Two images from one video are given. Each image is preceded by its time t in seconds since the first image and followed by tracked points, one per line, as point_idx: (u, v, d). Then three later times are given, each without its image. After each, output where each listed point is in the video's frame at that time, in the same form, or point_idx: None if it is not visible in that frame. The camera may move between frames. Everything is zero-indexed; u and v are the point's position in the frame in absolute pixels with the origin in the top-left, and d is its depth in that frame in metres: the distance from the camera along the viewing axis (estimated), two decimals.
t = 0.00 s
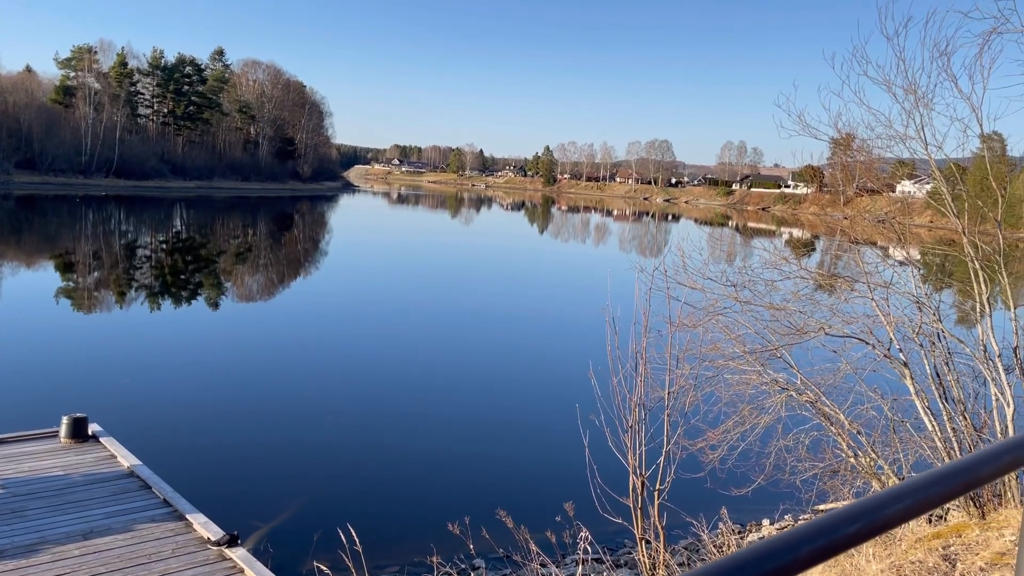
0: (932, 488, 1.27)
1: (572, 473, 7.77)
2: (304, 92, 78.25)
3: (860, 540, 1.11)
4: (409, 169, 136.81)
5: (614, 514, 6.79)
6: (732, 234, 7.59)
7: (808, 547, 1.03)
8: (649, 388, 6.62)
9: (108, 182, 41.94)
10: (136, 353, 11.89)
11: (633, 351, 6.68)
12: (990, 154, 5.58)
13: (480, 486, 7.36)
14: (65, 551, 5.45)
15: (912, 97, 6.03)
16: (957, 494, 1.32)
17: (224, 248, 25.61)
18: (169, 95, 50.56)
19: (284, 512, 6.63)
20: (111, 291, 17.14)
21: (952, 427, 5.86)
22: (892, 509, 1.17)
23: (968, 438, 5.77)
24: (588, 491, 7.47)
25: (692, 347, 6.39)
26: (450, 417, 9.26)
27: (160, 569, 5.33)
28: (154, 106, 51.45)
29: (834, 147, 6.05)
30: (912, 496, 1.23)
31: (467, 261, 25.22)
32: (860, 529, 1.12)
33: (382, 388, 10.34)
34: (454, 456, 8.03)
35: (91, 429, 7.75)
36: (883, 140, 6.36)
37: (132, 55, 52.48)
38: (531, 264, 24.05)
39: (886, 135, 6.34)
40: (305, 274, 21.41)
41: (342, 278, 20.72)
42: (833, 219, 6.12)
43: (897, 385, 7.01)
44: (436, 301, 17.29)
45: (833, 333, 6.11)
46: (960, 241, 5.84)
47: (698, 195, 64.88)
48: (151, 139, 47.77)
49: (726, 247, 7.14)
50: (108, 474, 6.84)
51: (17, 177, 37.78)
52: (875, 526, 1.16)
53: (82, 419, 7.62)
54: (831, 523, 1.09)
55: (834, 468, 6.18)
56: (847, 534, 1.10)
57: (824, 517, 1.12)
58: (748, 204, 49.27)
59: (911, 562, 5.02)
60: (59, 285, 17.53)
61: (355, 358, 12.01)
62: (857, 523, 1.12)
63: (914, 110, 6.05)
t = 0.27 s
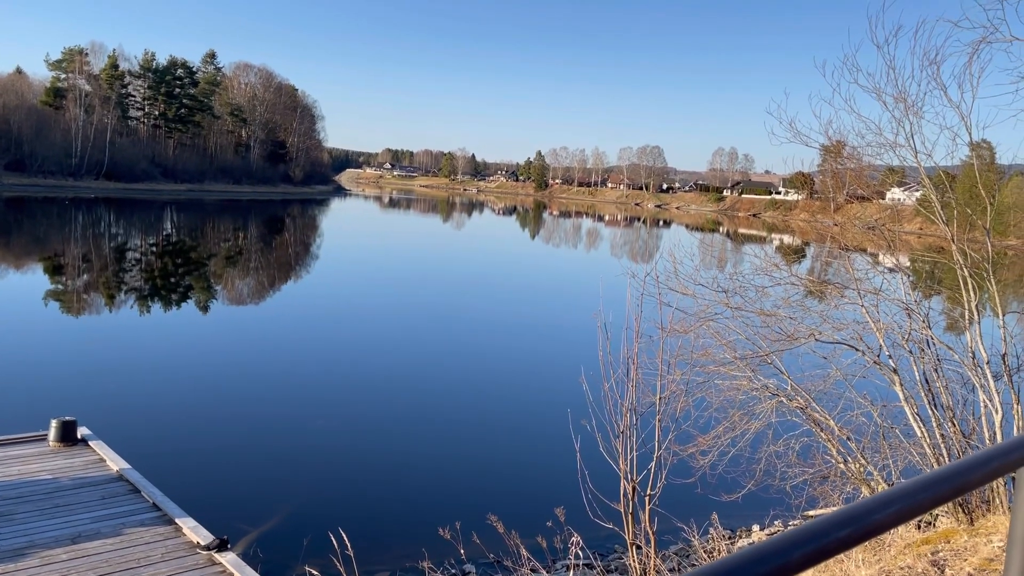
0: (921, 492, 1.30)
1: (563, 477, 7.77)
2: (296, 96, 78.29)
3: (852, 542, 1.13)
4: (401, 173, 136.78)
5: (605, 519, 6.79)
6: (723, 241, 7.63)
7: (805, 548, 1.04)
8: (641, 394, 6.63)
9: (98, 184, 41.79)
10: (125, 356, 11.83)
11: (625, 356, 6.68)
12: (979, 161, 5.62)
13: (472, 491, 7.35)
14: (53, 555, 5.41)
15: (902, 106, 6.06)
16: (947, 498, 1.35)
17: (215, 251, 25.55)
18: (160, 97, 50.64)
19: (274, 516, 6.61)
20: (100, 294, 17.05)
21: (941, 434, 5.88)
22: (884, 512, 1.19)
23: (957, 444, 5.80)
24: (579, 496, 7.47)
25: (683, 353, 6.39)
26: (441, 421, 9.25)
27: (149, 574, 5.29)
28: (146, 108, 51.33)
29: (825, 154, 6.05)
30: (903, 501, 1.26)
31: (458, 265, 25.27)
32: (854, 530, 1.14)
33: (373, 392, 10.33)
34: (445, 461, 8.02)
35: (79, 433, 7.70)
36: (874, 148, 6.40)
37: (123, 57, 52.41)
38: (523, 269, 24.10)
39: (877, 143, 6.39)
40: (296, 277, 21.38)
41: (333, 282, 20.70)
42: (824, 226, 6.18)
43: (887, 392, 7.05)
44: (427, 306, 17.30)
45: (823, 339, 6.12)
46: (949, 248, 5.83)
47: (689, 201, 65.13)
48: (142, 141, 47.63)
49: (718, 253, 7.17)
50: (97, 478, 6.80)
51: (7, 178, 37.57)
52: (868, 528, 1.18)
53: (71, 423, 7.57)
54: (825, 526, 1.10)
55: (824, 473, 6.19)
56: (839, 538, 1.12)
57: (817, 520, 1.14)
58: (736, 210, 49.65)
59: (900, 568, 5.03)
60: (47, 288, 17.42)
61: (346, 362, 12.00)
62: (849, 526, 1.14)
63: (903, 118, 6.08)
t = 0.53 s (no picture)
0: (957, 480, 1.24)
1: (553, 483, 7.76)
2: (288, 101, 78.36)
3: (888, 532, 1.07)
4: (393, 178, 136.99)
5: (595, 525, 6.77)
6: (713, 248, 7.64)
7: (839, 537, 0.98)
8: (631, 399, 6.62)
9: (88, 186, 41.64)
10: (113, 360, 11.76)
11: (615, 362, 6.68)
12: (967, 170, 5.64)
13: (462, 496, 7.33)
14: (39, 560, 5.36)
15: (891, 114, 6.09)
16: (982, 484, 1.29)
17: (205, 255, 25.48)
18: (151, 100, 50.34)
19: (263, 521, 6.57)
20: (89, 297, 16.96)
21: (929, 440, 5.91)
22: (922, 499, 1.13)
23: (945, 451, 5.83)
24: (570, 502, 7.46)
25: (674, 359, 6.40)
26: (431, 427, 9.23)
27: None
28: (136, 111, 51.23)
29: (815, 162, 6.11)
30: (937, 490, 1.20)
31: (448, 270, 25.32)
32: (892, 518, 1.08)
33: (362, 397, 10.30)
34: (435, 466, 8.00)
35: (67, 437, 7.65)
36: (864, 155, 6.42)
37: (113, 60, 52.38)
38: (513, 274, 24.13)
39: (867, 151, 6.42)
40: (286, 281, 21.35)
41: (323, 286, 20.69)
42: (814, 233, 6.17)
43: (876, 399, 7.08)
44: (417, 311, 17.31)
45: (813, 346, 6.14)
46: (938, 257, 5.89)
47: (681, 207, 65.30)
48: (132, 144, 47.41)
49: (708, 260, 7.16)
50: (84, 483, 6.74)
51: None
52: (904, 516, 1.11)
53: (58, 426, 7.52)
54: (858, 516, 1.04)
55: (813, 480, 6.21)
56: (875, 528, 1.06)
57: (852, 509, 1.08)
58: (723, 218, 49.98)
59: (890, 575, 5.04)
60: (35, 291, 17.32)
61: (335, 367, 11.97)
62: (888, 514, 1.08)
63: (893, 127, 6.11)
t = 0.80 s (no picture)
0: (947, 494, 1.32)
1: (541, 490, 7.74)
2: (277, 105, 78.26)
3: (880, 548, 1.16)
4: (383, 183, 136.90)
5: (583, 532, 6.76)
6: (701, 254, 7.63)
7: (835, 554, 1.07)
8: (620, 406, 6.61)
9: (74, 189, 41.39)
10: (96, 364, 11.67)
11: (603, 369, 6.67)
12: (953, 178, 5.72)
13: (449, 503, 7.29)
14: (20, 567, 5.29)
15: (879, 123, 6.11)
16: (972, 499, 1.38)
17: (191, 258, 25.35)
18: (138, 103, 50.35)
19: (249, 528, 6.52)
20: (73, 301, 16.84)
21: (916, 448, 5.94)
22: (908, 518, 1.23)
23: (931, 459, 5.86)
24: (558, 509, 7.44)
25: (662, 366, 6.39)
26: (418, 432, 9.20)
27: None
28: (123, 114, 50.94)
29: (802, 169, 6.12)
30: (927, 506, 1.29)
31: (436, 275, 25.31)
32: (883, 535, 1.18)
33: (349, 403, 10.26)
34: (423, 472, 7.97)
35: (50, 442, 7.57)
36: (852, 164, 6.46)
37: (100, 63, 52.17)
38: (502, 280, 24.14)
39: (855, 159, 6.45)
40: (273, 285, 21.27)
41: (310, 291, 20.62)
42: (802, 240, 6.21)
43: (863, 406, 7.10)
44: (404, 315, 17.27)
45: (801, 353, 6.15)
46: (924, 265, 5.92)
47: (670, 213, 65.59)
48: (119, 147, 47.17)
49: (696, 267, 7.15)
50: (67, 489, 6.67)
51: None
52: (895, 533, 1.20)
53: (41, 431, 7.45)
54: (853, 534, 1.12)
55: (800, 487, 6.22)
56: (868, 544, 1.15)
57: (845, 527, 1.17)
58: (707, 225, 50.34)
59: None
60: (19, 294, 17.17)
61: (322, 372, 11.92)
62: (879, 532, 1.18)
63: (880, 135, 6.12)
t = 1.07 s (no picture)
0: (947, 510, 1.32)
1: (529, 496, 7.71)
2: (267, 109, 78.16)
3: (878, 566, 1.15)
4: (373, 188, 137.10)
5: (570, 540, 6.73)
6: (689, 261, 7.62)
7: (833, 572, 1.05)
8: (608, 412, 6.58)
9: (59, 191, 41.16)
10: (80, 367, 11.59)
11: (592, 375, 6.65)
12: (938, 186, 5.71)
13: (437, 510, 7.25)
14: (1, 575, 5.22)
15: (866, 131, 6.13)
16: (970, 514, 1.37)
17: (178, 261, 25.26)
18: (125, 105, 50.11)
19: (235, 534, 6.46)
20: (58, 304, 16.73)
21: (902, 455, 5.95)
22: (906, 535, 1.22)
23: (918, 465, 5.88)
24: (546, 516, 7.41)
25: (651, 372, 6.38)
26: (405, 438, 9.16)
27: None
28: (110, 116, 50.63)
29: (790, 176, 6.14)
30: (925, 522, 1.28)
31: (424, 279, 25.30)
32: (882, 554, 1.17)
33: (336, 408, 10.22)
34: (410, 478, 7.94)
35: (33, 447, 7.50)
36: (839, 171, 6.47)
37: (86, 64, 51.95)
38: (490, 285, 24.12)
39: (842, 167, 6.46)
40: (260, 289, 21.22)
41: (297, 294, 20.57)
42: (788, 247, 6.20)
43: (850, 413, 7.11)
44: (392, 320, 17.26)
45: (789, 360, 6.15)
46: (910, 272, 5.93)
47: (659, 220, 65.81)
48: (105, 149, 46.98)
49: (684, 273, 7.13)
50: (49, 495, 6.60)
51: None
52: (891, 552, 1.20)
53: (24, 436, 7.37)
54: (853, 552, 1.11)
55: (788, 494, 6.22)
56: (866, 562, 1.14)
57: (841, 546, 1.16)
58: (696, 231, 50.69)
59: None
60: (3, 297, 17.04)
61: (308, 376, 11.86)
62: (878, 550, 1.17)
63: (868, 143, 6.13)
